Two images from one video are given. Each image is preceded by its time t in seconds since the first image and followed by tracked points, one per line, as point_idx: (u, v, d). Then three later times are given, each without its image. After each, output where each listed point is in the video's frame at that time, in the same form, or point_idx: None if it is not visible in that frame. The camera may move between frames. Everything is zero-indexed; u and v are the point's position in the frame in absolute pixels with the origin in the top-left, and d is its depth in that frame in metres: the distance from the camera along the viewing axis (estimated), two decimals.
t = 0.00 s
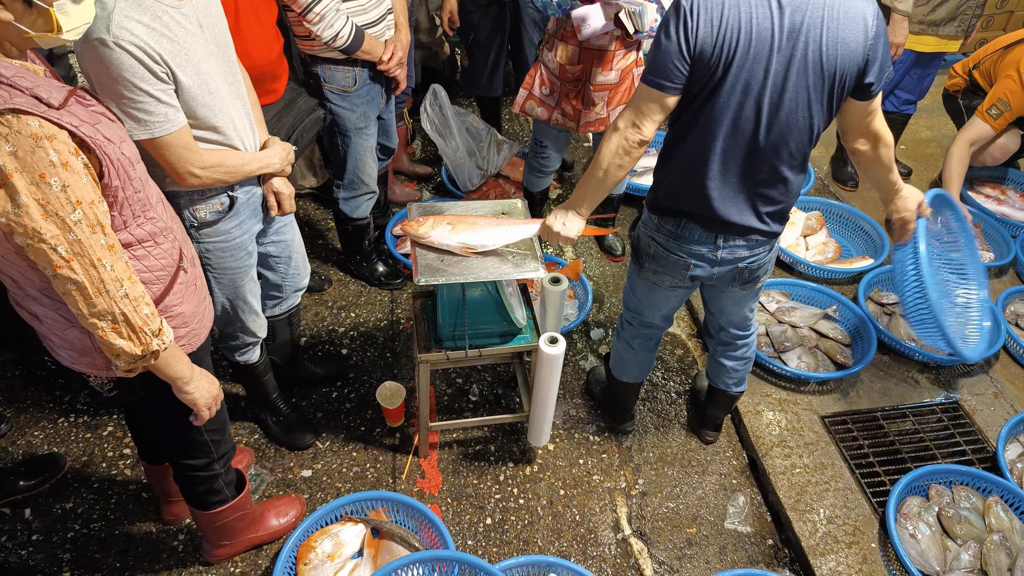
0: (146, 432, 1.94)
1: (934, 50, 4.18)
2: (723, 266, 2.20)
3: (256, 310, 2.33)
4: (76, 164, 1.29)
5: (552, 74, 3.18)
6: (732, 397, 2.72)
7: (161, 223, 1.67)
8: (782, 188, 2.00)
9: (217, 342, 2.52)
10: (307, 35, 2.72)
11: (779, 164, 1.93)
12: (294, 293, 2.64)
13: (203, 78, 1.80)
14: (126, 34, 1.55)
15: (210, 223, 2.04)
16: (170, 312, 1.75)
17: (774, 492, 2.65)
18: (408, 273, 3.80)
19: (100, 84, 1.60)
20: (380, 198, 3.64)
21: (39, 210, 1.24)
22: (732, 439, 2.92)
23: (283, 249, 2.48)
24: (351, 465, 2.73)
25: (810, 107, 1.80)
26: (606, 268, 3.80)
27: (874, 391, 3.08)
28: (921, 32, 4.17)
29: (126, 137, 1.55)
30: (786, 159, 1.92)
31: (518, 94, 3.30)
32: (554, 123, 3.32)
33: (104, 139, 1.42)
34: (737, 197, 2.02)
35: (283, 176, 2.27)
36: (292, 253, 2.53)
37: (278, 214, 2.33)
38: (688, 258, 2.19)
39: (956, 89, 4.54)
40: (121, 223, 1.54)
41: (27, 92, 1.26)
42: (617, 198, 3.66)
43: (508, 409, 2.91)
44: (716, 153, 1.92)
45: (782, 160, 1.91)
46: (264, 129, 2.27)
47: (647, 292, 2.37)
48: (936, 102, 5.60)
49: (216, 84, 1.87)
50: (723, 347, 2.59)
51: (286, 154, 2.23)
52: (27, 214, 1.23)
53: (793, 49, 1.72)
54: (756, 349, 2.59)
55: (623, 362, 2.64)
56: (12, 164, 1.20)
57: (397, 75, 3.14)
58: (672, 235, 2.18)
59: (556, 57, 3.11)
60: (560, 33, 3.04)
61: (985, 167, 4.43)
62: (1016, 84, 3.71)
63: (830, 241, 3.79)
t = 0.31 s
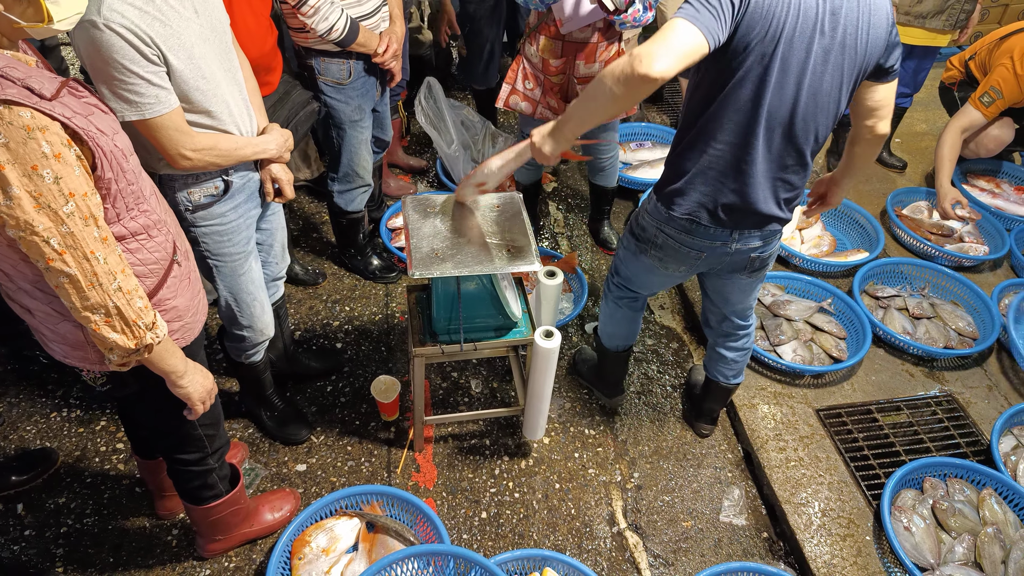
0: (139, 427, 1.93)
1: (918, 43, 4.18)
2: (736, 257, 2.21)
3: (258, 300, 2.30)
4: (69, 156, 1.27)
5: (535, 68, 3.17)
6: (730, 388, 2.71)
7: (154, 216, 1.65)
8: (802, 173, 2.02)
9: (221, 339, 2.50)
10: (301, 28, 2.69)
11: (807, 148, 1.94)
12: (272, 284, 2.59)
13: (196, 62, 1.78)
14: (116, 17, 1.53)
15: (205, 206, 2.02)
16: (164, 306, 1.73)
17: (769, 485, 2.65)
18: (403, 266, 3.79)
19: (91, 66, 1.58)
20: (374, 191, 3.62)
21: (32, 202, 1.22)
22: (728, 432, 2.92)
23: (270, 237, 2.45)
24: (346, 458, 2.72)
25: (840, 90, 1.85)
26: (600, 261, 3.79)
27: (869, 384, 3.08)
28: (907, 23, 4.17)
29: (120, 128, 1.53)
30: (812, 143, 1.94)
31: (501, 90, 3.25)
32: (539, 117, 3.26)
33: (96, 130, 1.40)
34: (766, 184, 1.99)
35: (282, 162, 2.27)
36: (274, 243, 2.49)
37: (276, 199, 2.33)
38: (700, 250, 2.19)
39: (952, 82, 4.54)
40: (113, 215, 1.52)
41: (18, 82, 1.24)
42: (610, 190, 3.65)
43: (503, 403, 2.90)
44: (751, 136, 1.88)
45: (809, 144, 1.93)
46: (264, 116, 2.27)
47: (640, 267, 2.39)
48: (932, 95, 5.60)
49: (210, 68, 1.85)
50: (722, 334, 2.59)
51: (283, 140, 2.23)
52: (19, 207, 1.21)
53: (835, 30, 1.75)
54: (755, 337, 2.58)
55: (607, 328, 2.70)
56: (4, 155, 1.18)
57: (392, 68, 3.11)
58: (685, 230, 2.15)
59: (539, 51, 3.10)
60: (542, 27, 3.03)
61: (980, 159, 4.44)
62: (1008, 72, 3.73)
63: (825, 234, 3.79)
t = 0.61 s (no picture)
0: (137, 426, 1.93)
1: (907, 43, 4.19)
2: (727, 251, 2.21)
3: (247, 297, 2.30)
4: (71, 155, 1.28)
5: (521, 74, 3.17)
6: (725, 387, 2.72)
7: (155, 216, 1.66)
8: (776, 157, 2.03)
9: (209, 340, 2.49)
10: (302, 29, 2.70)
11: (775, 130, 1.95)
12: (265, 282, 2.58)
13: (195, 59, 1.79)
14: (118, 13, 1.54)
15: (200, 204, 2.03)
16: (164, 305, 1.74)
17: (766, 485, 2.66)
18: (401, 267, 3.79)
19: (92, 61, 1.59)
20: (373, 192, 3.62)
21: (34, 201, 1.23)
22: (725, 433, 2.92)
23: (264, 236, 2.45)
24: (343, 459, 2.72)
25: (795, 68, 1.86)
26: (597, 261, 3.80)
27: (865, 385, 3.09)
28: (893, 23, 4.16)
29: (122, 127, 1.53)
30: (780, 124, 1.96)
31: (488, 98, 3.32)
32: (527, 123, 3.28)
33: (99, 129, 1.41)
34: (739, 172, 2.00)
35: (278, 161, 2.27)
36: (267, 242, 2.49)
37: (272, 198, 2.34)
38: (690, 248, 2.19)
39: (948, 84, 4.56)
40: (115, 215, 1.52)
41: (22, 81, 1.24)
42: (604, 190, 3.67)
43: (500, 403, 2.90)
44: (712, 126, 1.93)
45: (779, 124, 1.95)
46: (261, 115, 2.27)
47: (633, 283, 2.41)
48: (928, 98, 5.63)
49: (209, 66, 1.86)
50: (715, 335, 2.59)
51: (280, 139, 2.24)
52: (21, 205, 1.21)
53: (773, 9, 1.79)
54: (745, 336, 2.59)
55: (603, 342, 2.73)
56: (7, 153, 1.18)
57: (392, 69, 3.12)
58: (673, 230, 2.16)
59: (522, 55, 3.11)
60: (524, 32, 3.02)
61: (977, 161, 4.45)
62: (1002, 70, 3.73)
63: (822, 235, 3.80)
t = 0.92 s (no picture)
0: (140, 425, 1.94)
1: (904, 52, 4.21)
2: (692, 260, 2.23)
3: (247, 298, 2.30)
4: (84, 154, 1.29)
5: (527, 83, 3.21)
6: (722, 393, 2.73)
7: (164, 216, 1.67)
8: (728, 146, 2.04)
9: (209, 342, 2.51)
10: (308, 33, 2.73)
11: (713, 120, 1.99)
12: (266, 285, 2.59)
13: (201, 63, 1.80)
14: (126, 14, 1.56)
15: (203, 206, 2.04)
16: (170, 305, 1.75)
17: (765, 492, 2.66)
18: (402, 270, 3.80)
19: (98, 61, 1.60)
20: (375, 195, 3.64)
21: (47, 199, 1.24)
22: (725, 439, 2.93)
23: (266, 238, 2.46)
24: (343, 461, 2.73)
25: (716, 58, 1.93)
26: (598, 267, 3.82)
27: (865, 393, 3.10)
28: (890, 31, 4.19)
29: (132, 128, 1.55)
30: (721, 113, 1.99)
31: (494, 110, 3.33)
32: (537, 129, 3.32)
33: (111, 130, 1.43)
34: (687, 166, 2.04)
35: (280, 165, 2.30)
36: (270, 245, 2.50)
37: (274, 202, 2.35)
38: (654, 253, 2.22)
39: (950, 94, 4.60)
40: (125, 214, 1.54)
41: (35, 80, 1.26)
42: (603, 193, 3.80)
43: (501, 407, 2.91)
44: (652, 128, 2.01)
45: (720, 117, 1.99)
46: (265, 119, 2.29)
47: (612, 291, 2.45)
48: (929, 108, 5.66)
49: (214, 70, 1.87)
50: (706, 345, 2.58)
51: (283, 143, 2.26)
52: (34, 203, 1.23)
53: (677, 10, 1.92)
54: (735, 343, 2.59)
55: (599, 351, 2.73)
56: (21, 152, 1.20)
57: (396, 73, 3.14)
58: (636, 233, 2.21)
59: (529, 64, 3.16)
60: (529, 41, 3.08)
61: (977, 172, 4.48)
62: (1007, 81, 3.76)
63: (822, 244, 3.82)
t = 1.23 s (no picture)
0: (142, 426, 1.94)
1: (907, 53, 4.19)
2: (662, 267, 2.23)
3: (249, 299, 2.30)
4: (86, 154, 1.29)
5: (546, 79, 3.20)
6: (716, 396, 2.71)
7: (167, 217, 1.67)
8: (701, 152, 2.00)
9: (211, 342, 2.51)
10: (309, 34, 2.72)
11: (686, 125, 1.97)
12: (267, 286, 2.59)
13: (204, 62, 1.80)
14: (130, 12, 1.56)
15: (205, 207, 2.04)
16: (172, 305, 1.75)
17: (766, 494, 2.66)
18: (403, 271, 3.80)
19: (101, 58, 1.60)
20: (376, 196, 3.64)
21: (49, 199, 1.24)
22: (726, 441, 2.92)
23: (268, 240, 2.46)
24: (344, 462, 2.73)
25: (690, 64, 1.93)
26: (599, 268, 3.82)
27: (866, 395, 3.09)
28: (892, 32, 4.17)
29: (135, 128, 1.55)
30: (693, 118, 1.97)
31: (511, 105, 3.30)
32: (553, 127, 3.31)
33: (114, 130, 1.43)
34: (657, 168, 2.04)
35: (283, 166, 2.29)
36: (272, 246, 2.50)
37: (276, 203, 2.35)
38: (625, 253, 2.27)
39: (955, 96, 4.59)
40: (128, 215, 1.54)
41: (38, 81, 1.26)
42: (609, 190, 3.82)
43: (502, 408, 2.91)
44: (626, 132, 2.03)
45: (694, 122, 1.97)
46: (267, 119, 2.29)
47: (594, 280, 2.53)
48: (932, 109, 5.65)
49: (217, 69, 1.87)
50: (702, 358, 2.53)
51: (286, 144, 2.26)
52: (36, 203, 1.23)
53: (659, 19, 1.96)
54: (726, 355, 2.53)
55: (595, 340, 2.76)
56: (23, 152, 1.20)
57: (398, 74, 3.14)
58: (611, 231, 2.27)
59: (550, 60, 3.15)
60: (551, 36, 3.08)
61: (981, 174, 4.47)
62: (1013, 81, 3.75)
63: (824, 245, 3.81)
